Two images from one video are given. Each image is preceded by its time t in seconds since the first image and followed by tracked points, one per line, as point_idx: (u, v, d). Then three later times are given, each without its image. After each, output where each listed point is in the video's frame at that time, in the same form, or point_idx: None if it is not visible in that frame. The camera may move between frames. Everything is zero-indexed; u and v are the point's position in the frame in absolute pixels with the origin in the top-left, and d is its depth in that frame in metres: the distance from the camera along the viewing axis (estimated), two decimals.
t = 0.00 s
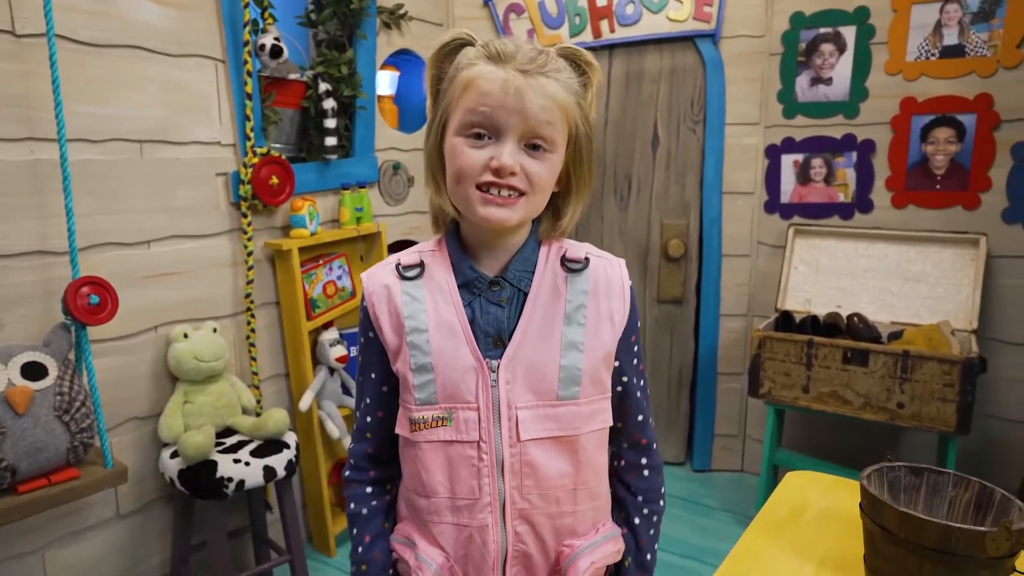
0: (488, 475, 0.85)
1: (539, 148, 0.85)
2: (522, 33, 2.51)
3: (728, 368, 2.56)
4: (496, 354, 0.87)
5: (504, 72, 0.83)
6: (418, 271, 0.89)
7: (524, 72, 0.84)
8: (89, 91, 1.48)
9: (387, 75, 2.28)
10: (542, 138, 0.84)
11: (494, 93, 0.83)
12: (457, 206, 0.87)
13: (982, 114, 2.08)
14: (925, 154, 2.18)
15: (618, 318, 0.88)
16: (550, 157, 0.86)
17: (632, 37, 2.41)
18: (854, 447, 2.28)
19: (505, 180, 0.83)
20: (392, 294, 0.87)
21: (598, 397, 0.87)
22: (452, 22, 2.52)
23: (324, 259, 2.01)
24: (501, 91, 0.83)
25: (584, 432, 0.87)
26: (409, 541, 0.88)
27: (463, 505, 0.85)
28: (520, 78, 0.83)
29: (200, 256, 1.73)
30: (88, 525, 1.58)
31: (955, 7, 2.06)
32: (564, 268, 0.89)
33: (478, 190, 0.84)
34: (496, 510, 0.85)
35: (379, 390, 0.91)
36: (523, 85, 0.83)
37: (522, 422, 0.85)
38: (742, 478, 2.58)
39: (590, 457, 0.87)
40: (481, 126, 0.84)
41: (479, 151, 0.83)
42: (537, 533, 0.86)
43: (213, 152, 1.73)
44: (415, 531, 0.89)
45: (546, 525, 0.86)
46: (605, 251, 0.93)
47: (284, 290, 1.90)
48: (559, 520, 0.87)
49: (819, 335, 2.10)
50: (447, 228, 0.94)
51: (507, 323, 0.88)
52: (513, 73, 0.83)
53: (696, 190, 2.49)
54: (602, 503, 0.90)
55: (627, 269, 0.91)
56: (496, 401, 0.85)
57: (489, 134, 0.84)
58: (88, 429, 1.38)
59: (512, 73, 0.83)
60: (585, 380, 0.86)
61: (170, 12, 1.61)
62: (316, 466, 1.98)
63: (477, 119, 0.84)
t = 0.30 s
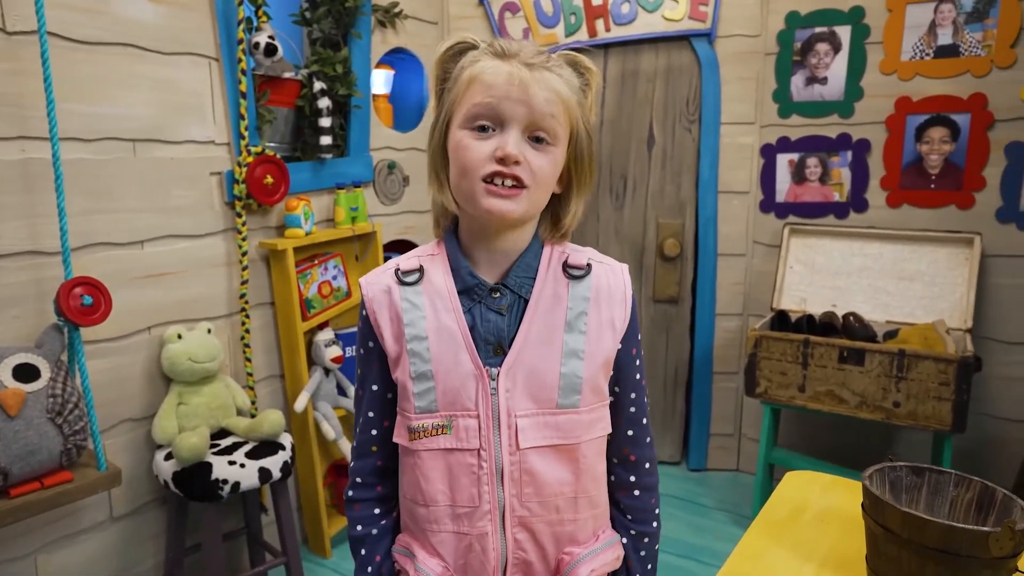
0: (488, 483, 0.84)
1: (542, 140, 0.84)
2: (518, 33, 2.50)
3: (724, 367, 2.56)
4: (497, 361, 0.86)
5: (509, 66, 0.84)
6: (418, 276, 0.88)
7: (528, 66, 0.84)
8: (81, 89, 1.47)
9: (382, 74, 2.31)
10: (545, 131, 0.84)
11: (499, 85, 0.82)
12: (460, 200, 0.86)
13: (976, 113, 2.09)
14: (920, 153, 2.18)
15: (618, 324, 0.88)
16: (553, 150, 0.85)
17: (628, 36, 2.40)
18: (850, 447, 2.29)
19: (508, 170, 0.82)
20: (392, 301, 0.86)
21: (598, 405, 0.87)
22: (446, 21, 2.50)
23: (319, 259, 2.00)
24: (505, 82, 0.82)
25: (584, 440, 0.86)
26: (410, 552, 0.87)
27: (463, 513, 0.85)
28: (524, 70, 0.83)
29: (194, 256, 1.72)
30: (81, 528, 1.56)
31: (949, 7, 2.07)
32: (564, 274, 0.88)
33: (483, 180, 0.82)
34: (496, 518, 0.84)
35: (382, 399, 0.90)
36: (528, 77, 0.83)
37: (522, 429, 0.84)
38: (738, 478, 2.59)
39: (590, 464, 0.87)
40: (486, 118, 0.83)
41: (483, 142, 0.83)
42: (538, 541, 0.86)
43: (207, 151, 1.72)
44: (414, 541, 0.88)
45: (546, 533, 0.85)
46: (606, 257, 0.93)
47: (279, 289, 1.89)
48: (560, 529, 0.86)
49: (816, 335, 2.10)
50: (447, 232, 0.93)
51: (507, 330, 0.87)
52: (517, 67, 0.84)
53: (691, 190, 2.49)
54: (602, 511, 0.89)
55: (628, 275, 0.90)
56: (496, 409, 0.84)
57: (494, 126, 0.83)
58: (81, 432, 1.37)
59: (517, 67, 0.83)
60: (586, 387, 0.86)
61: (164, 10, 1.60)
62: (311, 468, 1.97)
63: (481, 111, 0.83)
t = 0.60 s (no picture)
0: (491, 481, 0.83)
1: (539, 144, 0.84)
2: (513, 33, 2.49)
3: (720, 367, 2.56)
4: (498, 357, 0.86)
5: (504, 70, 0.83)
6: (416, 276, 0.87)
7: (524, 69, 0.83)
8: (74, 88, 1.45)
9: (378, 74, 2.33)
10: (542, 135, 0.83)
11: (495, 91, 0.81)
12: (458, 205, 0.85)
13: (971, 114, 2.09)
14: (915, 153, 2.18)
15: (618, 319, 0.88)
16: (550, 154, 0.84)
17: (624, 36, 2.40)
18: (846, 446, 2.29)
19: (506, 176, 0.81)
20: (391, 301, 0.86)
21: (599, 400, 0.86)
22: (442, 21, 2.50)
23: (314, 260, 1.99)
24: (501, 86, 0.81)
25: (586, 436, 0.85)
26: (411, 556, 0.86)
27: (466, 512, 0.84)
28: (520, 74, 0.82)
29: (189, 257, 1.71)
30: (75, 531, 1.55)
31: (943, 8, 2.08)
32: (563, 271, 0.88)
33: (481, 187, 0.82)
34: (499, 516, 0.84)
35: (381, 401, 0.89)
36: (524, 81, 0.82)
37: (525, 426, 0.84)
38: (734, 478, 2.59)
39: (592, 461, 0.86)
40: (483, 123, 0.82)
41: (481, 148, 0.82)
42: (541, 539, 0.85)
43: (201, 151, 1.71)
44: (415, 544, 0.87)
45: (550, 531, 0.85)
46: (603, 252, 0.93)
47: (274, 290, 1.87)
48: (564, 527, 0.85)
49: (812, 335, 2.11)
50: (445, 232, 0.93)
51: (508, 326, 0.87)
52: (513, 71, 0.83)
53: (687, 190, 2.49)
54: (604, 509, 0.89)
55: (626, 271, 0.90)
56: (498, 405, 0.84)
57: (491, 131, 0.82)
58: (75, 436, 1.35)
59: (513, 71, 0.83)
60: (586, 383, 0.85)
61: (159, 9, 1.59)
62: (307, 469, 1.95)
63: (479, 117, 0.82)
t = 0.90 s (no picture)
0: (497, 482, 0.83)
1: (538, 164, 0.83)
2: (510, 33, 2.48)
3: (716, 367, 2.56)
4: (504, 358, 0.85)
5: (500, 92, 0.81)
6: (422, 277, 0.87)
7: (519, 91, 0.81)
8: (68, 88, 1.44)
9: (374, 74, 2.29)
10: (541, 155, 0.83)
11: (491, 116, 0.81)
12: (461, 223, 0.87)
13: (966, 114, 2.10)
14: (911, 154, 2.19)
15: (623, 321, 0.87)
16: (550, 173, 0.84)
17: (620, 36, 2.40)
18: (843, 446, 2.29)
19: (505, 202, 0.82)
20: (397, 302, 0.86)
21: (604, 401, 0.86)
22: (438, 20, 2.49)
23: (311, 261, 1.98)
24: (496, 112, 0.81)
25: (591, 437, 0.85)
26: (413, 558, 0.85)
27: (470, 514, 0.84)
28: (515, 97, 0.81)
29: (184, 258, 1.70)
30: (69, 534, 1.54)
31: (939, 9, 2.08)
32: (568, 273, 0.88)
33: (481, 212, 0.83)
34: (504, 517, 0.83)
35: (384, 402, 0.89)
36: (520, 106, 0.81)
37: (531, 427, 0.83)
38: (731, 478, 2.59)
39: (597, 462, 0.86)
40: (481, 146, 0.83)
41: (479, 173, 0.82)
42: (546, 541, 0.85)
43: (196, 151, 1.70)
44: (418, 546, 0.86)
45: (555, 533, 0.85)
46: (607, 256, 0.92)
47: (270, 291, 1.87)
48: (569, 528, 0.85)
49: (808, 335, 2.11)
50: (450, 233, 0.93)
51: (514, 327, 0.86)
52: (508, 93, 0.81)
53: (684, 190, 2.48)
54: (607, 511, 0.88)
55: (628, 273, 0.90)
56: (504, 406, 0.83)
57: (488, 154, 0.83)
58: (70, 438, 1.35)
59: (508, 93, 0.81)
60: (592, 385, 0.85)
61: (153, 8, 1.58)
62: (303, 471, 1.95)
63: (476, 141, 0.82)
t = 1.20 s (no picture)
0: (496, 482, 0.83)
1: (543, 149, 0.83)
2: (506, 33, 2.47)
3: (713, 367, 2.56)
4: (505, 357, 0.85)
5: (504, 76, 0.81)
6: (425, 275, 0.87)
7: (523, 74, 0.81)
8: (62, 88, 1.43)
9: (370, 73, 2.29)
10: (546, 140, 0.83)
11: (495, 99, 0.81)
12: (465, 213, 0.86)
13: (962, 114, 2.10)
14: (907, 154, 2.19)
15: (626, 321, 0.87)
16: (555, 158, 0.84)
17: (617, 36, 2.40)
18: (840, 446, 2.29)
19: (509, 186, 0.81)
20: (398, 300, 0.85)
21: (606, 403, 0.86)
22: (434, 20, 2.48)
23: (307, 261, 1.97)
24: (500, 95, 0.81)
25: (592, 439, 0.85)
26: (409, 559, 0.85)
27: (469, 515, 0.83)
28: (519, 81, 0.81)
29: (180, 259, 1.69)
30: (64, 537, 1.53)
31: (935, 9, 2.08)
32: (571, 272, 0.88)
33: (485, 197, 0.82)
34: (503, 518, 0.83)
35: (383, 401, 0.88)
36: (523, 89, 0.81)
37: (531, 427, 0.83)
38: (727, 477, 2.59)
39: (598, 465, 0.85)
40: (485, 131, 0.82)
41: (483, 157, 0.82)
42: (545, 544, 0.84)
43: (192, 151, 1.69)
44: (415, 546, 0.86)
45: (553, 536, 0.84)
46: (611, 257, 0.92)
47: (267, 293, 1.86)
48: (568, 532, 0.84)
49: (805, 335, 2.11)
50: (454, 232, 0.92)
51: (515, 326, 0.86)
52: (512, 76, 0.81)
53: (681, 190, 2.48)
54: (609, 516, 0.88)
55: (632, 274, 0.90)
56: (505, 405, 0.83)
57: (492, 139, 0.82)
58: (65, 441, 1.33)
59: (512, 78, 0.81)
60: (593, 385, 0.84)
61: (149, 7, 1.57)
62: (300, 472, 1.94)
63: (480, 125, 0.82)
